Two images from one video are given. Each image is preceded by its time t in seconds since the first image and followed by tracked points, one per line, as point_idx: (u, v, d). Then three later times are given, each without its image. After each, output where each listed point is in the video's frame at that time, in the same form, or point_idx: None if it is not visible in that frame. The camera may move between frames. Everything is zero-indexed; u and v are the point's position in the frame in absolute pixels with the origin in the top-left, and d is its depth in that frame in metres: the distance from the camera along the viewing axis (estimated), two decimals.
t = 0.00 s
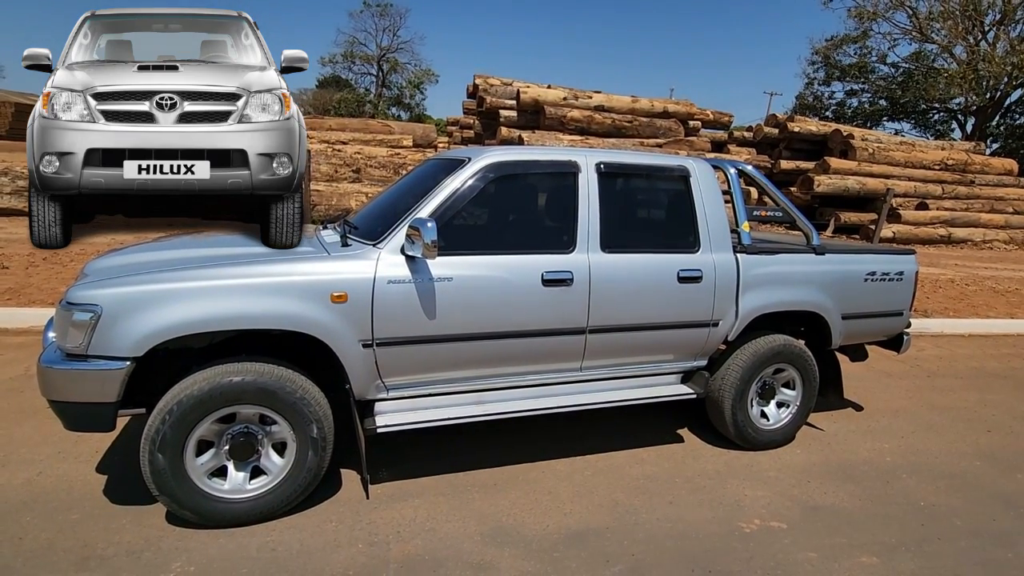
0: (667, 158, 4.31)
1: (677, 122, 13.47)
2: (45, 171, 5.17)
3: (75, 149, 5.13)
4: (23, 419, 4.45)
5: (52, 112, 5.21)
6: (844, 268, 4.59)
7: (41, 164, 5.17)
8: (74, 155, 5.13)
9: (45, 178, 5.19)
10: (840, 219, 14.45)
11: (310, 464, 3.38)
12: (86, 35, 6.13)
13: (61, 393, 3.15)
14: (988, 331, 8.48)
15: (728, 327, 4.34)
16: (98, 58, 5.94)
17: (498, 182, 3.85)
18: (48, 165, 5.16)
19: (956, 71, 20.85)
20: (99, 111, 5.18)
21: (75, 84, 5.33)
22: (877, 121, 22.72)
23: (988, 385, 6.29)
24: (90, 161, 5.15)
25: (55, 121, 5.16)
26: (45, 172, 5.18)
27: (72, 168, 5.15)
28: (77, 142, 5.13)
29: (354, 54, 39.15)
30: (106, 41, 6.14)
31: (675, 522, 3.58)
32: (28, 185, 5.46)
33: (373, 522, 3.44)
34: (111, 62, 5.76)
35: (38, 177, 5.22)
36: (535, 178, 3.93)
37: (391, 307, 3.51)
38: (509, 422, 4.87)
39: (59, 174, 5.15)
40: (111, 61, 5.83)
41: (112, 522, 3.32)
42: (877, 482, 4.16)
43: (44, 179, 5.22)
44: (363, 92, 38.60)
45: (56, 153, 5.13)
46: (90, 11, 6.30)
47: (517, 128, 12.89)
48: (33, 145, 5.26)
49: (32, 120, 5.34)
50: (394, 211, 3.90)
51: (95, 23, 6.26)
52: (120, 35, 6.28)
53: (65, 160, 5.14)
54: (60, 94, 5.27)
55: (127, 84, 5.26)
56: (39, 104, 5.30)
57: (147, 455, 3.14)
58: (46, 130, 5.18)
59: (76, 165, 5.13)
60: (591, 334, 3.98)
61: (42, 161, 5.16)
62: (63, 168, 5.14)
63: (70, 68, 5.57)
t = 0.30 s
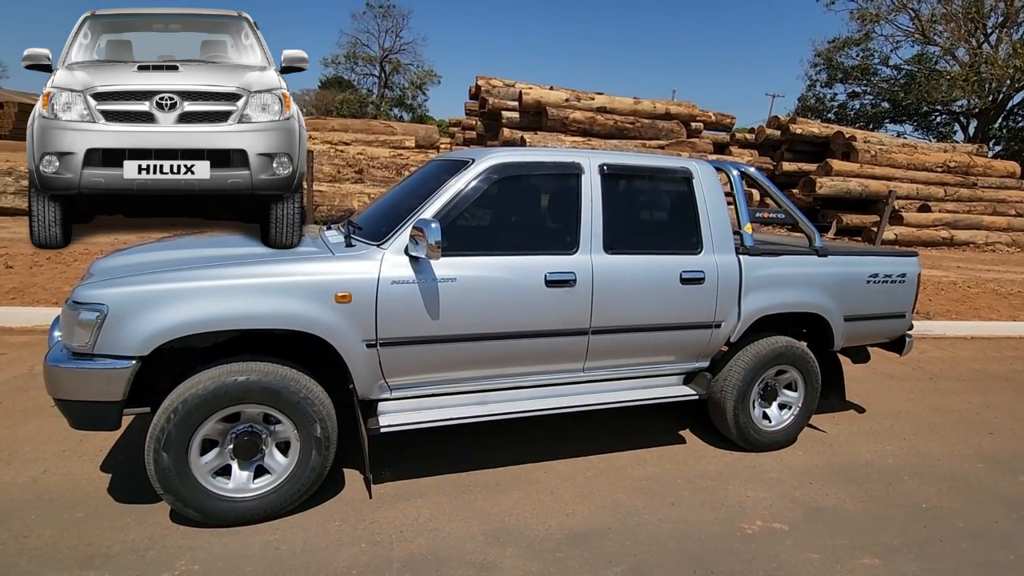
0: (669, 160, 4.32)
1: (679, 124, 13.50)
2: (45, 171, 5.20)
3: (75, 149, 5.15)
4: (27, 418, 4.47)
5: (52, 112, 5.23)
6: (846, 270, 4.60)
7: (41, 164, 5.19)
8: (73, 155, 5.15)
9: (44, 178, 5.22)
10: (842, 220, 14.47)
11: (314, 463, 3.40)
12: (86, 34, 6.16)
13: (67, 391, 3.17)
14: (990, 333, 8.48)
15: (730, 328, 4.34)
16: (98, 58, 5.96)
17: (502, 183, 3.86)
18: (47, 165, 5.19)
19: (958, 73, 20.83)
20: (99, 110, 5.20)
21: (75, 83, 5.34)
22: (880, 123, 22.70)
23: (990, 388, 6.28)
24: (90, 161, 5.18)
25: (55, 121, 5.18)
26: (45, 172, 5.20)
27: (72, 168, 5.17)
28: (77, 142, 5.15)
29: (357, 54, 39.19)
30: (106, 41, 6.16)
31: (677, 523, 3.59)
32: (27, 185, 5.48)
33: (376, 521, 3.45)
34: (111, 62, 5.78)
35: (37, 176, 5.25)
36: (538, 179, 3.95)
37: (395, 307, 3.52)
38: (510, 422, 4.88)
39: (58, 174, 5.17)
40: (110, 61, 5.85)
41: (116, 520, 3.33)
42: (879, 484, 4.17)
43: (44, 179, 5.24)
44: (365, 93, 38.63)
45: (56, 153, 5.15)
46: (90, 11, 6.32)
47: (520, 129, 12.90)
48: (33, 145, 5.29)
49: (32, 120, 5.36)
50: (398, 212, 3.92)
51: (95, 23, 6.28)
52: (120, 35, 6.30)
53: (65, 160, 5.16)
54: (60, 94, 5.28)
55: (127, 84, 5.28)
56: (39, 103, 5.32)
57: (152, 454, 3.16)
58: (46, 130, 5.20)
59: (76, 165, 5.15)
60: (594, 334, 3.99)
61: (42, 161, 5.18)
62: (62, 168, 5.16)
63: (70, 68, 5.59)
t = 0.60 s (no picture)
0: (669, 162, 4.33)
1: (678, 126, 13.53)
2: (45, 171, 5.21)
3: (75, 149, 5.17)
4: (28, 419, 4.48)
5: (52, 112, 5.25)
6: (846, 272, 4.61)
7: (41, 164, 5.21)
8: (74, 155, 5.17)
9: (44, 178, 5.23)
10: (843, 223, 14.44)
11: (314, 464, 3.41)
12: (86, 35, 6.17)
13: (69, 391, 3.18)
14: (990, 336, 8.49)
15: (729, 330, 4.35)
16: (98, 58, 5.98)
17: (502, 185, 3.88)
18: (47, 165, 5.20)
19: (958, 76, 20.86)
20: (99, 111, 5.21)
21: (75, 83, 5.36)
22: (879, 125, 22.73)
23: (989, 390, 6.29)
24: (90, 161, 5.19)
25: (55, 121, 5.19)
26: (46, 172, 5.22)
27: (72, 168, 5.19)
28: (77, 142, 5.16)
29: (358, 56, 39.22)
30: (106, 41, 6.18)
31: (677, 523, 3.60)
32: (28, 185, 5.50)
33: (376, 522, 3.46)
34: (111, 62, 5.80)
35: (38, 177, 5.26)
36: (538, 180, 3.96)
37: (395, 308, 3.53)
38: (509, 424, 4.89)
39: (59, 174, 5.19)
40: (110, 61, 5.87)
41: (116, 521, 3.34)
42: (878, 486, 4.18)
43: (44, 179, 5.26)
44: (366, 95, 38.67)
45: (56, 153, 5.16)
46: (91, 11, 6.33)
47: (520, 131, 12.92)
48: (33, 145, 5.30)
49: (33, 119, 5.37)
50: (399, 214, 3.93)
51: (95, 23, 6.30)
52: (120, 35, 6.32)
53: (65, 160, 5.18)
54: (60, 94, 5.30)
55: (127, 84, 5.29)
56: (39, 103, 5.34)
57: (153, 455, 3.17)
58: (46, 130, 5.21)
59: (76, 165, 5.17)
60: (594, 336, 4.01)
61: (43, 161, 5.20)
62: (63, 169, 5.18)
63: (70, 68, 5.60)
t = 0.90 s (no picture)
0: (669, 164, 4.35)
1: (678, 128, 13.56)
2: (45, 171, 5.22)
3: (75, 149, 5.17)
4: (28, 419, 4.49)
5: (52, 112, 5.25)
6: (844, 274, 4.63)
7: (41, 164, 5.22)
8: (74, 155, 5.18)
9: (44, 178, 5.24)
10: (841, 225, 14.45)
11: (313, 464, 3.42)
12: (86, 35, 6.18)
13: (69, 392, 3.19)
14: (988, 338, 8.50)
15: (728, 332, 4.36)
16: (98, 58, 5.99)
17: (501, 187, 3.89)
18: (47, 165, 5.21)
19: (957, 79, 20.90)
20: (99, 111, 5.22)
21: (75, 84, 5.36)
22: (878, 128, 22.76)
23: (987, 393, 6.31)
24: (90, 161, 5.20)
25: (55, 121, 5.20)
26: (46, 172, 5.22)
27: (73, 168, 5.20)
28: (77, 142, 5.17)
29: (357, 57, 39.23)
30: (106, 41, 6.19)
31: (675, 525, 3.61)
32: (28, 185, 5.50)
33: (374, 523, 3.47)
34: (111, 62, 5.81)
35: (38, 177, 5.27)
36: (537, 182, 3.98)
37: (394, 309, 3.54)
38: (508, 425, 4.90)
39: (59, 174, 5.19)
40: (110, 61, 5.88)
41: (116, 521, 3.35)
42: (876, 488, 4.19)
43: (44, 179, 5.26)
44: (366, 96, 38.69)
45: (56, 153, 5.17)
46: (91, 11, 6.34)
47: (520, 132, 12.93)
48: (33, 145, 5.31)
49: (32, 119, 5.38)
50: (398, 215, 3.94)
51: (95, 23, 6.31)
52: (120, 35, 6.33)
53: (65, 160, 5.18)
54: (60, 94, 5.30)
55: (127, 84, 5.30)
56: (39, 103, 5.34)
57: (153, 455, 3.18)
58: (46, 130, 5.22)
59: (76, 165, 5.18)
60: (592, 337, 4.02)
61: (43, 161, 5.21)
62: (63, 169, 5.19)
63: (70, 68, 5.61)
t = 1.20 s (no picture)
0: (670, 164, 4.34)
1: (680, 129, 13.56)
2: (45, 171, 5.22)
3: (75, 149, 5.17)
4: (27, 417, 4.49)
5: (52, 112, 5.24)
6: (846, 276, 4.62)
7: (41, 164, 5.22)
8: (74, 155, 5.17)
9: (44, 178, 5.24)
10: (842, 227, 14.44)
11: (312, 464, 3.41)
12: (86, 35, 6.18)
13: (68, 391, 3.19)
14: (989, 341, 8.49)
15: (728, 333, 4.36)
16: (98, 58, 5.99)
17: (502, 187, 3.89)
18: (48, 165, 5.21)
19: (959, 82, 20.89)
20: (99, 110, 5.21)
21: (75, 83, 5.35)
22: (880, 130, 22.74)
23: (989, 396, 6.30)
24: (90, 161, 5.20)
25: (55, 121, 5.19)
26: (45, 172, 5.22)
27: (73, 168, 5.20)
28: (77, 142, 5.16)
29: (359, 57, 39.24)
30: (106, 41, 6.19)
31: (675, 527, 3.60)
32: (28, 185, 5.50)
33: (373, 523, 3.46)
34: (111, 62, 5.81)
35: (38, 177, 5.27)
36: (537, 183, 3.97)
37: (394, 310, 3.54)
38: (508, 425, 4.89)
39: (59, 174, 5.20)
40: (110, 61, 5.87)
41: (115, 520, 3.34)
42: (877, 490, 4.18)
43: (44, 179, 5.26)
44: (368, 96, 38.71)
45: (56, 153, 5.17)
46: (91, 11, 6.34)
47: (521, 133, 12.92)
48: (33, 144, 5.31)
49: (32, 119, 5.37)
50: (399, 215, 3.94)
51: (95, 23, 6.31)
52: (120, 35, 6.33)
53: (65, 160, 5.18)
54: (60, 94, 5.29)
55: (127, 84, 5.29)
56: (39, 103, 5.33)
57: (152, 454, 3.17)
58: (45, 130, 5.21)
59: (76, 165, 5.17)
60: (593, 338, 4.01)
61: (43, 161, 5.21)
62: (63, 169, 5.19)
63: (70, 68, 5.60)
